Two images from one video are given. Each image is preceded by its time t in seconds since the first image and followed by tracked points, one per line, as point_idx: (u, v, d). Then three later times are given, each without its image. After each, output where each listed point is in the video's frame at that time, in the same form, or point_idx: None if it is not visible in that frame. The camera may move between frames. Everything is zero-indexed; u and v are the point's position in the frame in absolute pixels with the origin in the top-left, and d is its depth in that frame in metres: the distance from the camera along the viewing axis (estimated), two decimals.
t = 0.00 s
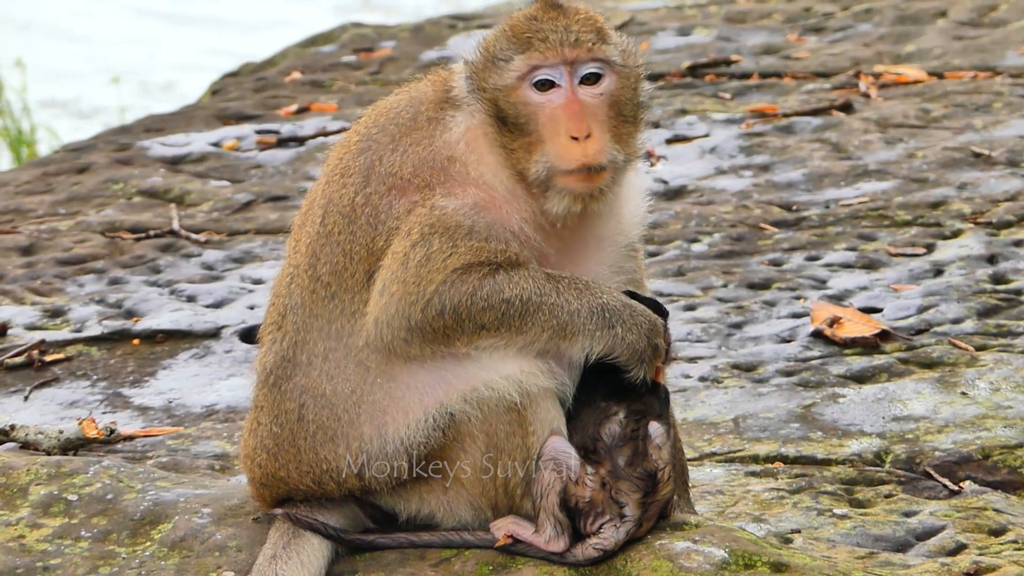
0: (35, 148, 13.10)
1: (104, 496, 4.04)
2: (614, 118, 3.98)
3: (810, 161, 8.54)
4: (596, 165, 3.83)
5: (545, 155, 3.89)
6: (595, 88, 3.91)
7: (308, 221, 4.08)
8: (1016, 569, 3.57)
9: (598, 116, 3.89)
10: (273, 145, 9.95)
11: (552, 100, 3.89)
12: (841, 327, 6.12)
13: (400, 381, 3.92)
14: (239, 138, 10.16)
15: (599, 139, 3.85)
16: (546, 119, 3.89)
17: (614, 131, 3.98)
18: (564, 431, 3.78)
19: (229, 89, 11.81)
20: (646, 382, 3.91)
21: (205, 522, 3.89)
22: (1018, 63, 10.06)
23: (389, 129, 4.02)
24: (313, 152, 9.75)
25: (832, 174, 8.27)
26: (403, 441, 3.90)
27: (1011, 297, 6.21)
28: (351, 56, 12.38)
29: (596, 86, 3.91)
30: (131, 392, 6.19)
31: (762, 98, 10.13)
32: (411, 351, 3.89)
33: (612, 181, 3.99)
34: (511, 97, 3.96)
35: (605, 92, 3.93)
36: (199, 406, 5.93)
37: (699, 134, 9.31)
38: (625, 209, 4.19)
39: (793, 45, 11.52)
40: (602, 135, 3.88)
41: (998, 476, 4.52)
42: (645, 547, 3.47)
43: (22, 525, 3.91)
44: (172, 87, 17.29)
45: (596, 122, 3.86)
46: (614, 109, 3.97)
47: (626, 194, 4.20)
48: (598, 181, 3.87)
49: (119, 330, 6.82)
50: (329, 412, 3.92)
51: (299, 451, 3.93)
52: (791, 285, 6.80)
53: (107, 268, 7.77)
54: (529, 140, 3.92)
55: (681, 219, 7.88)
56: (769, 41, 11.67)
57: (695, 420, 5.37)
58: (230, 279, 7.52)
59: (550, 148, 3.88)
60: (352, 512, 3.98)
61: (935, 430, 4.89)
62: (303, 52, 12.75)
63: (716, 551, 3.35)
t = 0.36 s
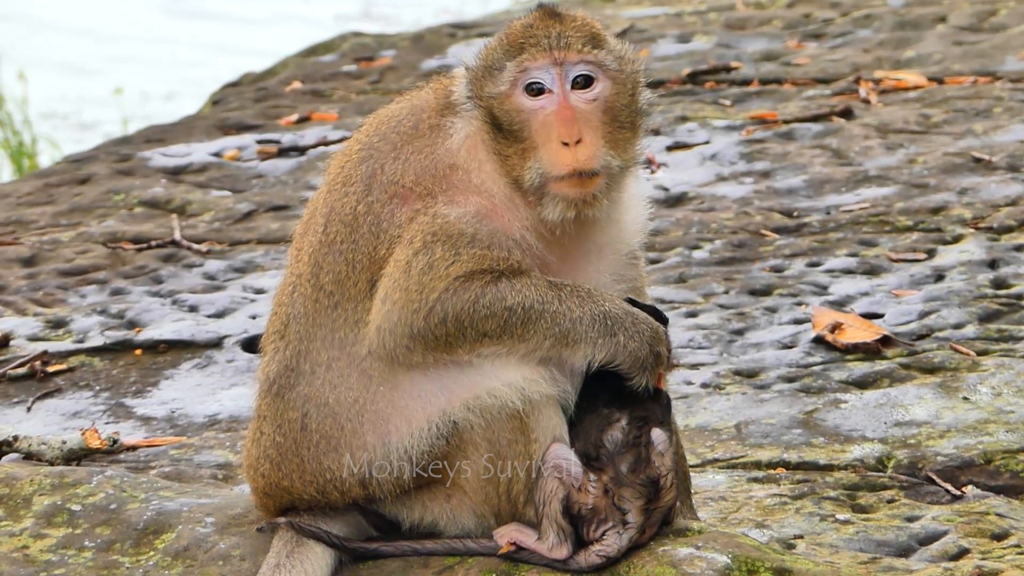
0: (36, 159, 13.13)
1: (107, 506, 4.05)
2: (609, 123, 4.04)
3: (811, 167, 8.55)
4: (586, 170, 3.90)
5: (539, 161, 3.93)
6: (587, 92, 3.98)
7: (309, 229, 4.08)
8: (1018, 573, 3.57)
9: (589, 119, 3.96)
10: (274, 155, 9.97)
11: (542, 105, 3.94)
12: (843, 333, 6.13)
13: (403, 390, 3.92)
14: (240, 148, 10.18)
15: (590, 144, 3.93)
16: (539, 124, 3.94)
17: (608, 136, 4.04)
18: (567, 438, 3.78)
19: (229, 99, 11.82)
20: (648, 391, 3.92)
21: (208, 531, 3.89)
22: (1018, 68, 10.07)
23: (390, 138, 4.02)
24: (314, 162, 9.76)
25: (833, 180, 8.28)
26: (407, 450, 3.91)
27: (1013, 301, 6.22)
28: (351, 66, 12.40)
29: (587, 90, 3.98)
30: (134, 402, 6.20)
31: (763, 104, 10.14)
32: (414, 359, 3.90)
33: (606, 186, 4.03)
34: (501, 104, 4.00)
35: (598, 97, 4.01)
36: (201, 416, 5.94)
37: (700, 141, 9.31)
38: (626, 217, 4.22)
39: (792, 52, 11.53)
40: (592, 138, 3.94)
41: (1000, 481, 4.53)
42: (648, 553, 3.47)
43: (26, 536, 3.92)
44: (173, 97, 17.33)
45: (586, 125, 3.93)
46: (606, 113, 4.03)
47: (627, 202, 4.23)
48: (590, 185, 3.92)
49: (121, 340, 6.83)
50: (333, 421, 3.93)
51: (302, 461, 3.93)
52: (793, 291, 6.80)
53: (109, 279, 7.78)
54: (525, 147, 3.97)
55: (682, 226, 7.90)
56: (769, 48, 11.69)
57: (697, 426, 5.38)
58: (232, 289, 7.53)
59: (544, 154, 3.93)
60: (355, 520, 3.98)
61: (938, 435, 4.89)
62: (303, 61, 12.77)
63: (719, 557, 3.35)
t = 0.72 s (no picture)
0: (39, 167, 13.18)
1: (112, 513, 4.06)
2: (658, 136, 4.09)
3: (814, 174, 8.57)
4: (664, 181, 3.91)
5: (615, 173, 3.93)
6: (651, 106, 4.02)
7: (312, 240, 4.10)
8: None
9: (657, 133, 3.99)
10: (278, 162, 9.99)
11: (622, 117, 3.95)
12: (846, 340, 6.13)
13: (407, 399, 3.93)
14: (243, 155, 10.20)
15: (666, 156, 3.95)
16: (616, 135, 3.94)
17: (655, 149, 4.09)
18: (571, 445, 3.78)
19: (233, 107, 11.85)
20: (650, 399, 3.92)
21: (214, 538, 3.90)
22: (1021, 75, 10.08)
23: (393, 149, 4.05)
24: (318, 169, 9.78)
25: (836, 187, 8.29)
26: (412, 460, 3.92)
27: (1016, 308, 6.22)
28: (354, 73, 12.42)
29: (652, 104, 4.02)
30: (138, 409, 6.21)
31: (766, 111, 10.16)
32: (419, 367, 3.90)
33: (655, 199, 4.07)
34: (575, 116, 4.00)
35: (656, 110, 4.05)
36: (206, 423, 5.95)
37: (703, 148, 9.33)
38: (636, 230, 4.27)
39: (795, 58, 11.55)
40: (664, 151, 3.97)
41: (1004, 487, 4.53)
42: (653, 560, 3.51)
43: (32, 543, 3.93)
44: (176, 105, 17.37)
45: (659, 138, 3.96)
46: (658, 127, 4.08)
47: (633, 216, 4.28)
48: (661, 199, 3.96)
49: (125, 348, 6.85)
50: (338, 432, 3.93)
51: (308, 472, 3.95)
52: (796, 298, 6.81)
53: (113, 287, 7.80)
54: (594, 158, 3.97)
55: (686, 233, 7.91)
56: (771, 55, 11.71)
57: (701, 433, 5.38)
58: (236, 296, 7.54)
59: (623, 165, 3.91)
60: (361, 527, 4.02)
61: (942, 441, 4.89)
62: (306, 68, 12.79)
63: (723, 563, 3.35)
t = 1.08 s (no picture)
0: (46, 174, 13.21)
1: (123, 518, 4.07)
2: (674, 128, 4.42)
3: (820, 173, 8.57)
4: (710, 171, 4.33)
5: (683, 167, 4.23)
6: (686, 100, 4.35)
7: (323, 245, 4.09)
8: None
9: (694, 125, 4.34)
10: (284, 167, 10.00)
11: (684, 113, 4.24)
12: (854, 339, 6.13)
13: (418, 404, 3.92)
14: (250, 160, 10.22)
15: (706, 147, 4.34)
16: (682, 129, 4.23)
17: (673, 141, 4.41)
18: (580, 446, 3.80)
19: (238, 112, 11.87)
20: (659, 407, 3.92)
21: (225, 542, 3.91)
22: None
23: (409, 154, 4.07)
24: (324, 173, 9.79)
25: (842, 186, 8.28)
26: (424, 466, 3.91)
27: None
28: (359, 77, 12.44)
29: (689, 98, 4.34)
30: (147, 415, 6.23)
31: (772, 111, 10.16)
32: (428, 369, 3.90)
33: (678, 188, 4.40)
34: (659, 117, 4.20)
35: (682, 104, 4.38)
36: (215, 428, 5.96)
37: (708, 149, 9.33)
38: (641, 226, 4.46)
39: (800, 58, 11.55)
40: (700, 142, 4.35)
41: (1013, 484, 4.53)
42: (663, 559, 3.51)
43: (43, 549, 3.94)
44: (181, 111, 17.40)
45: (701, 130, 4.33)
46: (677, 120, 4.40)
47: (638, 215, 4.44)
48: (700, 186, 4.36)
49: (134, 354, 6.86)
50: (349, 439, 3.93)
51: (320, 481, 3.96)
52: (804, 297, 6.81)
53: (122, 293, 7.82)
54: (660, 155, 4.23)
55: (692, 234, 7.92)
56: (776, 55, 11.71)
57: (710, 433, 5.39)
58: (244, 301, 7.56)
59: (690, 159, 4.23)
60: (371, 530, 4.02)
61: (950, 439, 4.89)
62: (312, 73, 12.82)
63: (734, 562, 3.36)
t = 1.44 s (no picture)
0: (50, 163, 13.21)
1: (124, 509, 4.07)
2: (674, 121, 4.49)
3: (823, 168, 8.56)
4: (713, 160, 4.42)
5: (696, 155, 4.31)
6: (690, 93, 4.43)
7: (329, 236, 4.07)
8: None
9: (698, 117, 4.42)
10: (287, 158, 10.00)
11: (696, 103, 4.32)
12: (856, 334, 6.13)
13: (422, 396, 3.92)
14: (253, 152, 10.22)
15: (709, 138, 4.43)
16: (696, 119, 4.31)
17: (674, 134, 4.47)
18: (580, 440, 3.82)
19: (242, 104, 11.87)
20: (662, 407, 3.93)
21: (225, 534, 3.91)
22: None
23: (419, 144, 4.05)
24: (327, 165, 9.79)
25: (846, 181, 8.27)
26: (427, 460, 3.91)
27: None
28: (363, 69, 12.43)
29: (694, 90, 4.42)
30: (149, 406, 6.23)
31: (775, 106, 10.14)
32: (433, 360, 3.90)
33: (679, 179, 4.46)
34: (679, 105, 4.23)
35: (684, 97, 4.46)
36: (217, 419, 5.96)
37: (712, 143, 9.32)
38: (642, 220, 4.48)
39: (805, 53, 11.54)
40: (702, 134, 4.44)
41: (1014, 481, 4.53)
42: (664, 554, 3.50)
43: (44, 539, 3.94)
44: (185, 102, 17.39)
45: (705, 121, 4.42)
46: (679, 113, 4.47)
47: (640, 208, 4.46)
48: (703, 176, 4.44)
49: (136, 344, 6.87)
50: (353, 432, 3.92)
51: (322, 475, 3.94)
52: (806, 292, 6.80)
53: (124, 283, 7.82)
54: (675, 145, 4.27)
55: (695, 228, 7.91)
56: (780, 50, 11.70)
57: (711, 428, 5.39)
58: (246, 293, 7.56)
59: (701, 148, 4.32)
60: (372, 524, 4.03)
61: (951, 435, 4.88)
62: (316, 65, 12.81)
63: (735, 557, 3.36)
